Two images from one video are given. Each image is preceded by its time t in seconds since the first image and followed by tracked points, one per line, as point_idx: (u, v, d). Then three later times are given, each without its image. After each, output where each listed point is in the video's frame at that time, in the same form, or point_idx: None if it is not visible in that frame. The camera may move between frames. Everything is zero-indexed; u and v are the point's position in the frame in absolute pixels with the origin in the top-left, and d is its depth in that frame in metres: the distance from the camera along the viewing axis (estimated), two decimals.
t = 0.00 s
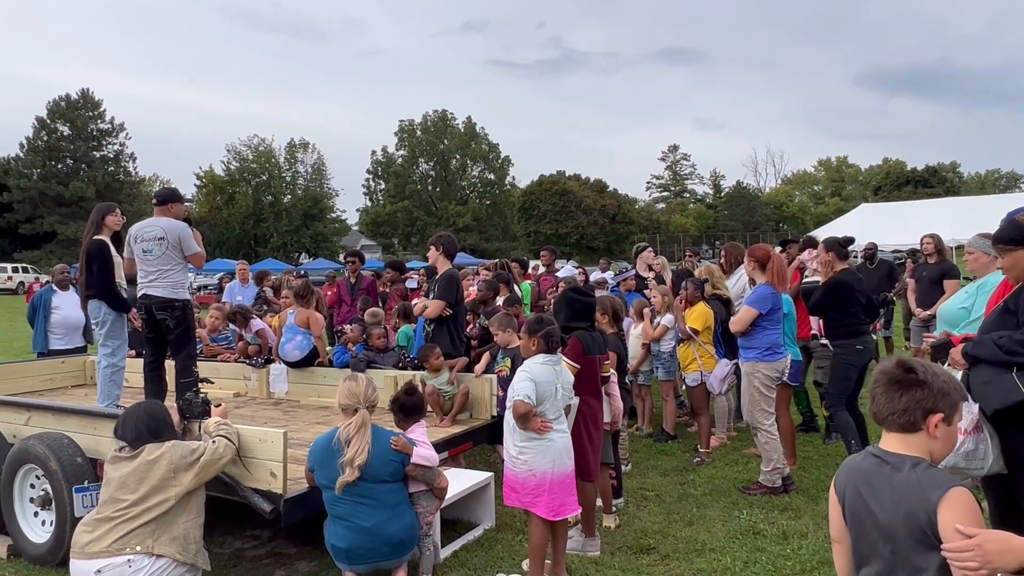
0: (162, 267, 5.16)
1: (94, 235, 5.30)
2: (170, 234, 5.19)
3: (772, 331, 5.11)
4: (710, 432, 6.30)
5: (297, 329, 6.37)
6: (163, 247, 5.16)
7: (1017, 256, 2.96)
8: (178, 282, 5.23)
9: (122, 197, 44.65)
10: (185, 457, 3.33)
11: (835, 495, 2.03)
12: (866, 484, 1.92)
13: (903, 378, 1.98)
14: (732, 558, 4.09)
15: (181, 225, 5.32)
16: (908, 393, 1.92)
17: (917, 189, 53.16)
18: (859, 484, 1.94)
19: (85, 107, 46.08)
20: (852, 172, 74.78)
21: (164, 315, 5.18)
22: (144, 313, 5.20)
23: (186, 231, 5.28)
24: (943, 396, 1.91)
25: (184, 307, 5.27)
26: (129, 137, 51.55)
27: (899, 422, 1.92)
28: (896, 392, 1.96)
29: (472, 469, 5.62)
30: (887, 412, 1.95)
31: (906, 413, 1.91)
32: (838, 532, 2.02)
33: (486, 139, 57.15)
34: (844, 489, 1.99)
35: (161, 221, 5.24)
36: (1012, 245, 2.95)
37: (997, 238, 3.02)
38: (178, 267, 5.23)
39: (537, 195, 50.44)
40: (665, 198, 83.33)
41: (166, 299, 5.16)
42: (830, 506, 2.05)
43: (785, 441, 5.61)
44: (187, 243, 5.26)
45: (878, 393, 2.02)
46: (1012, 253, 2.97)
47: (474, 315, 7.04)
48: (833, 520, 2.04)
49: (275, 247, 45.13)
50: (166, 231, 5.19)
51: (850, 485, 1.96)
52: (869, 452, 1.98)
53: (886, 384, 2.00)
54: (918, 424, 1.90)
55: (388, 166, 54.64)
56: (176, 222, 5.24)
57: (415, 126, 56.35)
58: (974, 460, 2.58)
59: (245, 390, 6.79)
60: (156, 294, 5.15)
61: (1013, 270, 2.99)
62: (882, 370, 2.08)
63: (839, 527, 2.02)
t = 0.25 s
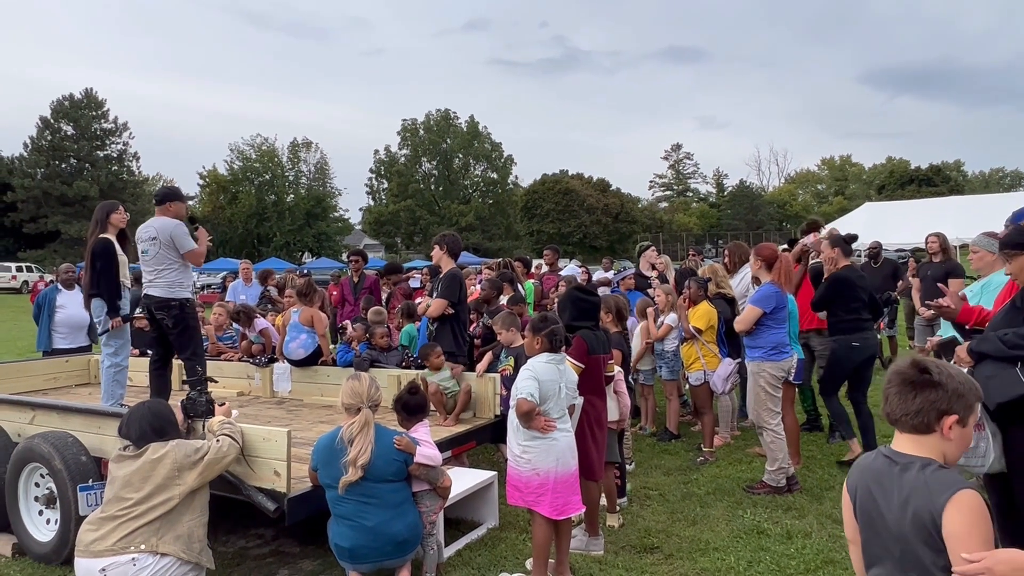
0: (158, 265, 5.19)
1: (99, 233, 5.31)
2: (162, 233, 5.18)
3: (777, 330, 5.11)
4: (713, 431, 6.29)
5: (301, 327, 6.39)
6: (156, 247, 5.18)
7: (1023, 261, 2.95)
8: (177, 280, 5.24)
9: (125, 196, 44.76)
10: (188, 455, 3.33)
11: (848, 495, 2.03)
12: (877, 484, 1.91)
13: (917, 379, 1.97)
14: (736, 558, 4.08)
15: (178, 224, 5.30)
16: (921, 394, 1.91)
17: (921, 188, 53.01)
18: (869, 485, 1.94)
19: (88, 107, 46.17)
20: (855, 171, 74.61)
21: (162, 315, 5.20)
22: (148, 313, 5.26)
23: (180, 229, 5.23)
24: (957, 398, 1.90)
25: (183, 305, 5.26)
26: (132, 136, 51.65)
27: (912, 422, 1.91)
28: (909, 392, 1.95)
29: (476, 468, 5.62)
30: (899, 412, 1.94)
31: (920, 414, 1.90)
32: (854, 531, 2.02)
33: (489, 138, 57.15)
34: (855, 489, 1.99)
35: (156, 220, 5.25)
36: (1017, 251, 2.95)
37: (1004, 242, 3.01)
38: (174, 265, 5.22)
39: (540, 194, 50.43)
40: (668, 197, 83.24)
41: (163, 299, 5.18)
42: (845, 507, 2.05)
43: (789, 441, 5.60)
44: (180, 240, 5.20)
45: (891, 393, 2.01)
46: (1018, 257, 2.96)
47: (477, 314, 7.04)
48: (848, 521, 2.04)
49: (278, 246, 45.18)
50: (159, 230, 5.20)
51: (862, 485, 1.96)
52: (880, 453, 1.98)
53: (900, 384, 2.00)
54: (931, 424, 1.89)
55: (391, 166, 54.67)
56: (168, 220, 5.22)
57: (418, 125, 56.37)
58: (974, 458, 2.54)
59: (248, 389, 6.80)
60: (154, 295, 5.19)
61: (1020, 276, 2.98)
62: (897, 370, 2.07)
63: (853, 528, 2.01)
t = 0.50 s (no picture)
0: (171, 266, 5.26)
1: (104, 232, 5.31)
2: (165, 235, 5.21)
3: (783, 328, 5.11)
4: (716, 430, 6.28)
5: (304, 326, 6.39)
6: (162, 248, 5.24)
7: None
8: (194, 279, 5.29)
9: (129, 196, 44.84)
10: (192, 455, 3.34)
11: (858, 497, 2.02)
12: (889, 485, 1.91)
13: (928, 379, 1.96)
14: (739, 557, 4.08)
15: (184, 224, 5.29)
16: (933, 394, 1.91)
17: (924, 186, 52.88)
18: (881, 486, 1.93)
19: (92, 107, 46.27)
20: (859, 169, 74.46)
21: (169, 316, 5.23)
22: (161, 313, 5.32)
23: (180, 229, 5.21)
24: (969, 397, 1.90)
25: (187, 307, 5.23)
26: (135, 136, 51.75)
27: (924, 422, 1.91)
28: (920, 392, 1.95)
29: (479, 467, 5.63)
30: (910, 412, 1.94)
31: (931, 413, 1.90)
32: (865, 533, 2.01)
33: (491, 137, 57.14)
34: (867, 492, 1.98)
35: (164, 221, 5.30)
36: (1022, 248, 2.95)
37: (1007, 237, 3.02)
38: (179, 266, 5.24)
39: (542, 193, 50.42)
40: (671, 196, 83.15)
41: (169, 300, 5.22)
42: (855, 509, 2.04)
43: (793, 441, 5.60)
44: (180, 241, 5.19)
45: (901, 393, 2.01)
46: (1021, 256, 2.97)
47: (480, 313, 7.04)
48: (859, 523, 2.03)
49: (281, 245, 45.24)
50: (163, 232, 5.24)
51: (874, 486, 1.95)
52: (891, 454, 1.97)
53: (910, 384, 1.99)
54: (942, 424, 1.88)
55: (394, 165, 54.70)
56: (171, 221, 5.22)
57: (420, 124, 56.40)
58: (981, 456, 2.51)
59: (252, 387, 6.81)
60: (163, 295, 5.26)
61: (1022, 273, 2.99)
62: (906, 369, 2.07)
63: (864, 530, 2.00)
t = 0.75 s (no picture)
0: (184, 263, 5.28)
1: (106, 231, 5.31)
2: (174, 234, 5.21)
3: (785, 326, 5.10)
4: (718, 430, 6.27)
5: (306, 326, 6.40)
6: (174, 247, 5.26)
7: None
8: (204, 276, 5.30)
9: (131, 196, 44.89)
10: (194, 454, 3.35)
11: (863, 497, 2.01)
12: (898, 483, 1.90)
13: (941, 379, 1.95)
14: (741, 557, 4.08)
15: (196, 221, 5.27)
16: (945, 395, 1.90)
17: (927, 186, 52.77)
18: (888, 486, 1.93)
19: (94, 107, 46.35)
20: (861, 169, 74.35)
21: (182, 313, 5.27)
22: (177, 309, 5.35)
23: (189, 227, 5.18)
24: (982, 399, 1.88)
25: (196, 305, 5.25)
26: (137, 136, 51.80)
27: (934, 423, 1.89)
28: (933, 392, 1.93)
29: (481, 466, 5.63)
30: (922, 412, 1.93)
31: (942, 414, 1.89)
32: (867, 535, 2.00)
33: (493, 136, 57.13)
34: (872, 492, 1.97)
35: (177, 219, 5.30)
36: (1019, 243, 2.95)
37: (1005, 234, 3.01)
38: (189, 265, 5.24)
39: (544, 193, 50.40)
40: (673, 195, 83.09)
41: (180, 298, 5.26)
42: (858, 510, 2.03)
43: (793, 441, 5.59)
44: (186, 240, 5.17)
45: (913, 393, 2.00)
46: (1019, 250, 2.97)
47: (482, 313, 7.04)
48: (862, 524, 2.02)
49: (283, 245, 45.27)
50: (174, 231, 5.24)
51: (881, 485, 1.94)
52: (899, 454, 1.96)
53: (923, 384, 1.98)
54: (953, 426, 1.87)
55: (395, 164, 54.71)
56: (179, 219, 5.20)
57: (422, 124, 56.40)
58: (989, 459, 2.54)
59: (254, 387, 6.81)
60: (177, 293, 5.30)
61: (1018, 268, 2.99)
62: (919, 369, 2.06)
63: (868, 529, 1.99)
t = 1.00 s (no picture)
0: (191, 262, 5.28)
1: (106, 230, 5.31)
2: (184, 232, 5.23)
3: (789, 326, 5.09)
4: (719, 429, 6.27)
5: (308, 326, 6.41)
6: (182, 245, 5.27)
7: (1020, 251, 2.95)
8: (210, 275, 5.26)
9: (132, 196, 44.93)
10: (195, 453, 3.35)
11: (866, 496, 2.01)
12: (902, 483, 1.90)
13: (951, 380, 1.94)
14: (742, 556, 4.08)
15: (205, 219, 5.27)
16: (954, 397, 1.89)
17: (928, 185, 52.71)
18: (891, 486, 1.93)
19: (95, 107, 46.41)
20: (862, 168, 74.29)
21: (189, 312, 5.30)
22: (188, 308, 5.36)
23: (196, 225, 5.19)
24: (992, 403, 1.87)
25: (202, 304, 5.25)
26: (138, 136, 51.84)
27: (942, 424, 1.88)
28: (942, 394, 1.92)
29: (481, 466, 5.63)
30: (930, 413, 1.92)
31: (951, 416, 1.88)
32: (869, 534, 2.00)
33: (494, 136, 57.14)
34: (876, 491, 1.97)
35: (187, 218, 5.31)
36: (1015, 240, 2.95)
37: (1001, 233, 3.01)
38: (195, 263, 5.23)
39: (545, 192, 50.39)
40: (674, 195, 83.07)
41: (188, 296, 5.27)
42: (861, 509, 2.03)
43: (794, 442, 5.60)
44: (193, 238, 5.19)
45: (922, 393, 1.99)
46: (1015, 247, 2.96)
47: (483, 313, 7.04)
48: (864, 524, 2.02)
49: (284, 245, 45.30)
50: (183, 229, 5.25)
51: (885, 485, 1.94)
52: (905, 453, 1.96)
53: (932, 385, 1.97)
54: (962, 428, 1.86)
55: (396, 164, 54.72)
56: (189, 218, 5.23)
57: (422, 124, 56.41)
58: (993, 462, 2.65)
59: (255, 386, 6.81)
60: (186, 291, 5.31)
61: (1016, 265, 2.98)
62: (929, 370, 2.04)
63: (871, 528, 1.99)
